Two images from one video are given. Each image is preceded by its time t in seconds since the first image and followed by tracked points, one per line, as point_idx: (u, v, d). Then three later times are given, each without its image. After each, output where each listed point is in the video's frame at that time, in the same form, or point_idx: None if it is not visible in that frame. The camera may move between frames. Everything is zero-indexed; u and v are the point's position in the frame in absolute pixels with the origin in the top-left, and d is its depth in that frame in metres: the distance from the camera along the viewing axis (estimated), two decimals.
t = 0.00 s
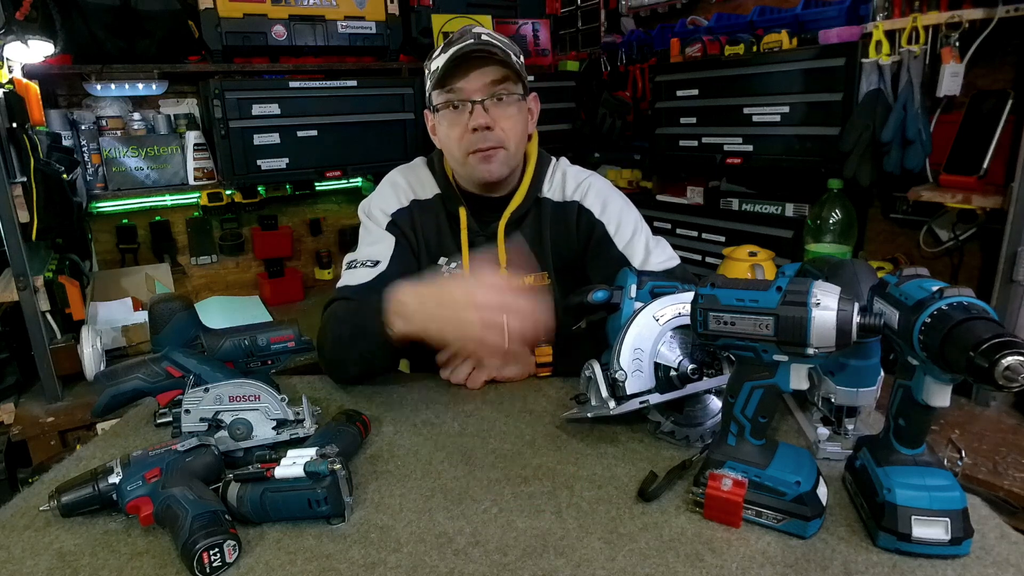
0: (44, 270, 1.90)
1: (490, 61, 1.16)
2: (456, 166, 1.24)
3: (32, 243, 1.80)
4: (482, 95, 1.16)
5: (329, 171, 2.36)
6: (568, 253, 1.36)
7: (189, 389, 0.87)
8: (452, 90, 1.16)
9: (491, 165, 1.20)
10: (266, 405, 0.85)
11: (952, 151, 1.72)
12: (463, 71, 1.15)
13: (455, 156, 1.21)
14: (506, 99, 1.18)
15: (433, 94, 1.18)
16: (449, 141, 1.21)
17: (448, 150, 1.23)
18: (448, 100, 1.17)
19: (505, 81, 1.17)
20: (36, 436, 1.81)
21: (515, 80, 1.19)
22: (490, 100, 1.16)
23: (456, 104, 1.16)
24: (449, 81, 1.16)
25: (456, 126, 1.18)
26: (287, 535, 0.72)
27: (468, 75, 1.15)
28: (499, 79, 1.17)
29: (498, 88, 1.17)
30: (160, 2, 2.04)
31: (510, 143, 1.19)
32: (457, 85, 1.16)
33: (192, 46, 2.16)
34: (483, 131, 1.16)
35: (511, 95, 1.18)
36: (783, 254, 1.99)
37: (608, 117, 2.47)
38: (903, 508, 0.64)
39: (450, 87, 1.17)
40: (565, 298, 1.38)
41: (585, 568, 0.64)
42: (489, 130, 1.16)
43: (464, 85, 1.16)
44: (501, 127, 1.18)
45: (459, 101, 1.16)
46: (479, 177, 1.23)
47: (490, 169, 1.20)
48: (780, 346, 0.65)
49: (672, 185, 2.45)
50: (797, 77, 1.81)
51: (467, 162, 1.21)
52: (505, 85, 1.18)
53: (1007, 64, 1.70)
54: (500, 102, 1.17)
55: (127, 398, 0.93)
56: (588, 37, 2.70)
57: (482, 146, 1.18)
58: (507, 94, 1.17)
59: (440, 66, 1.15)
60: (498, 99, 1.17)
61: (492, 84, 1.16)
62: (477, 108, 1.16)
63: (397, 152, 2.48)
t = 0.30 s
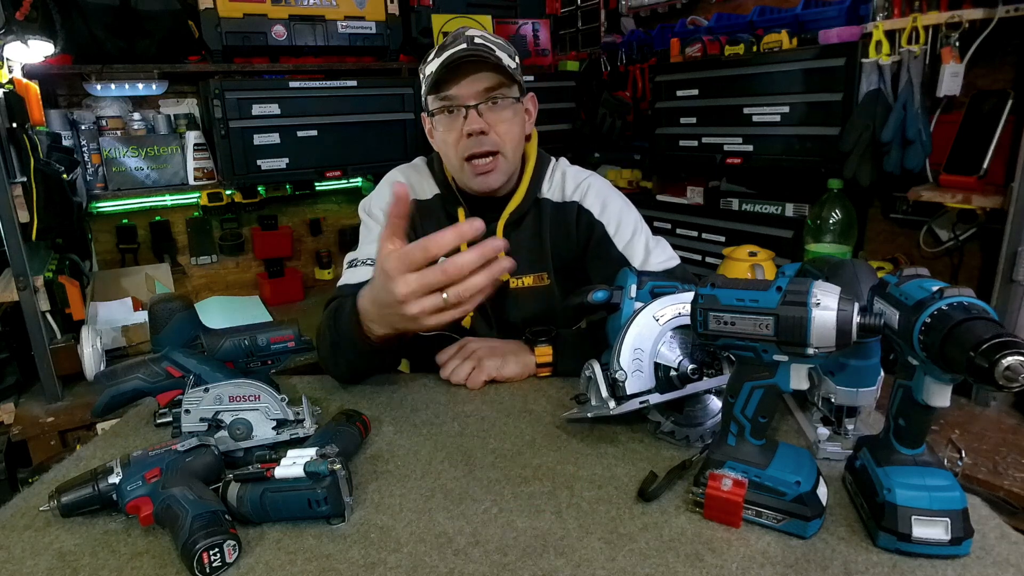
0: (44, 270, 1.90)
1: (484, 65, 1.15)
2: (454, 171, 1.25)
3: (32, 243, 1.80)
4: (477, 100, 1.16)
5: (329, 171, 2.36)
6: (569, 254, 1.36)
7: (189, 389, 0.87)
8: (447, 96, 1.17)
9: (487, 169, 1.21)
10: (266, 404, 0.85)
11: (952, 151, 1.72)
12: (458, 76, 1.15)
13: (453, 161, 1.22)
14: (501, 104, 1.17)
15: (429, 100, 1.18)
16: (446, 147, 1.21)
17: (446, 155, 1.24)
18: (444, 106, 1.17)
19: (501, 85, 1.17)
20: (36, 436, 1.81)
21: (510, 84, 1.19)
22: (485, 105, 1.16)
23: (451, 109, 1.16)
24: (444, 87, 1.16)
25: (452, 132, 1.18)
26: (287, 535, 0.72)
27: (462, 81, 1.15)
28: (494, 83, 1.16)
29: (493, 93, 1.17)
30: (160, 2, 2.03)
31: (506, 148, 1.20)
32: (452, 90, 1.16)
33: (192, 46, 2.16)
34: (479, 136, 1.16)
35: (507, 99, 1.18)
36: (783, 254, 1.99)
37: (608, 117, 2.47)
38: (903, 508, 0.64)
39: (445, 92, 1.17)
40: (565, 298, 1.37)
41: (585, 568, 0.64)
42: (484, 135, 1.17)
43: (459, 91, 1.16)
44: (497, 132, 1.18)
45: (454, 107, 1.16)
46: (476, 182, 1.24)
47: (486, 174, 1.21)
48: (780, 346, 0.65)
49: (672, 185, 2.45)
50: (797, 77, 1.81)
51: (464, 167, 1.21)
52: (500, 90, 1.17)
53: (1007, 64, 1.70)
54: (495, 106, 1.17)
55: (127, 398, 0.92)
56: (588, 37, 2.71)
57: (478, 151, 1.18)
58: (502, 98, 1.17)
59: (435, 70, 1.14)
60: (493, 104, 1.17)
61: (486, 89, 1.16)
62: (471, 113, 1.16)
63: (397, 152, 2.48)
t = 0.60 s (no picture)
0: (44, 270, 1.90)
1: (489, 59, 1.17)
2: (452, 165, 1.23)
3: (32, 243, 1.80)
4: (481, 92, 1.17)
5: (329, 171, 2.36)
6: (568, 255, 1.36)
7: (188, 388, 0.87)
8: (451, 87, 1.17)
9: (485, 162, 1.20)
10: (266, 404, 0.85)
11: (952, 151, 1.72)
12: (463, 67, 1.16)
13: (451, 153, 1.21)
14: (504, 98, 1.18)
15: (432, 91, 1.19)
16: (445, 138, 1.21)
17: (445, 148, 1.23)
18: (447, 96, 1.17)
19: (505, 81, 1.19)
20: (36, 436, 1.81)
21: (515, 81, 1.20)
22: (489, 98, 1.17)
23: (454, 99, 1.17)
24: (448, 78, 1.17)
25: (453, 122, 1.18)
26: (287, 535, 0.72)
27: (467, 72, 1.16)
28: (498, 77, 1.18)
29: (497, 87, 1.18)
30: (160, 2, 2.03)
31: (505, 141, 1.19)
32: (456, 82, 1.17)
33: (192, 46, 2.16)
34: (480, 126, 1.16)
35: (510, 94, 1.19)
36: (783, 254, 1.99)
37: (608, 117, 2.47)
38: (903, 508, 0.64)
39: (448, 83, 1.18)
40: (564, 299, 1.38)
41: (585, 568, 0.64)
42: (485, 126, 1.16)
43: (463, 82, 1.17)
44: (498, 125, 1.18)
45: (457, 97, 1.17)
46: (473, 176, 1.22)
47: (484, 164, 1.19)
48: (780, 346, 0.65)
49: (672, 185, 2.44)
50: (796, 77, 1.81)
51: (462, 159, 1.20)
52: (504, 85, 1.18)
53: (1007, 64, 1.70)
54: (498, 100, 1.18)
55: (127, 398, 0.93)
56: (588, 37, 2.71)
57: (478, 142, 1.17)
58: (505, 92, 1.18)
59: (440, 61, 1.16)
60: (496, 97, 1.18)
61: (490, 82, 1.17)
62: (475, 104, 1.16)
63: (397, 152, 2.48)
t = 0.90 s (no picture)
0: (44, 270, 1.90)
1: (502, 58, 1.17)
2: (460, 162, 1.23)
3: (32, 243, 1.80)
4: (492, 90, 1.17)
5: (329, 171, 2.36)
6: (571, 255, 1.36)
7: (189, 388, 0.87)
8: (463, 84, 1.17)
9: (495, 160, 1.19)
10: (266, 404, 0.85)
11: (952, 151, 1.72)
12: (475, 64, 1.16)
13: (461, 150, 1.20)
14: (516, 97, 1.19)
15: (443, 88, 1.19)
16: (455, 135, 1.20)
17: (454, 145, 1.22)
18: (458, 93, 1.18)
19: (516, 80, 1.19)
20: (36, 436, 1.81)
21: (526, 81, 1.21)
22: (501, 96, 1.17)
23: (465, 96, 1.17)
24: (460, 75, 1.17)
25: (464, 119, 1.18)
26: (287, 535, 0.72)
27: (480, 70, 1.17)
28: (510, 76, 1.18)
29: (509, 85, 1.18)
30: (160, 2, 2.03)
31: (517, 140, 1.19)
32: (468, 79, 1.17)
33: (192, 46, 2.16)
34: (491, 123, 1.16)
35: (521, 93, 1.19)
36: (783, 254, 1.99)
37: (608, 116, 2.47)
38: (903, 508, 0.64)
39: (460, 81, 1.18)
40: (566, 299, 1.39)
41: (585, 568, 0.64)
42: (497, 123, 1.16)
43: (476, 79, 1.17)
44: (510, 124, 1.18)
45: (469, 95, 1.17)
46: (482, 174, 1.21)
47: (494, 163, 1.18)
48: (780, 346, 0.65)
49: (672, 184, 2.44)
50: (796, 77, 1.81)
51: (471, 157, 1.19)
52: (515, 84, 1.19)
53: (1007, 64, 1.69)
54: (509, 98, 1.18)
55: (127, 398, 0.93)
56: (588, 37, 2.71)
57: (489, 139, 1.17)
58: (517, 91, 1.19)
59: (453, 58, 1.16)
60: (508, 96, 1.18)
61: (503, 81, 1.18)
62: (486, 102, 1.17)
63: (397, 153, 2.48)
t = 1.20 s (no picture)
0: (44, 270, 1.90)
1: (495, 53, 1.17)
2: (458, 160, 1.23)
3: (32, 243, 1.80)
4: (487, 85, 1.17)
5: (329, 171, 2.36)
6: (570, 253, 1.36)
7: (189, 388, 0.87)
8: (457, 81, 1.17)
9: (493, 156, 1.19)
10: (266, 405, 0.85)
11: (952, 151, 1.72)
12: (469, 61, 1.16)
13: (458, 148, 1.20)
14: (511, 91, 1.18)
15: (438, 86, 1.19)
16: (452, 133, 1.20)
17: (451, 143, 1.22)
18: (453, 91, 1.17)
19: (511, 74, 1.19)
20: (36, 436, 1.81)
21: (520, 74, 1.21)
22: (495, 91, 1.17)
23: (460, 94, 1.17)
24: (454, 72, 1.17)
25: (460, 117, 1.18)
26: (287, 535, 0.72)
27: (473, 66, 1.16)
28: (504, 71, 1.18)
29: (504, 81, 1.18)
30: (160, 2, 2.03)
31: (513, 135, 1.19)
32: (462, 76, 1.17)
33: (192, 46, 2.16)
34: (487, 119, 1.16)
35: (516, 87, 1.19)
36: (783, 254, 1.99)
37: (608, 116, 2.47)
38: (903, 508, 0.64)
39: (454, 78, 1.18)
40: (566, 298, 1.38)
41: (585, 568, 0.64)
42: (493, 119, 1.16)
43: (470, 76, 1.17)
44: (506, 119, 1.18)
45: (463, 92, 1.17)
46: (480, 171, 1.21)
47: (492, 158, 1.18)
48: (780, 346, 0.65)
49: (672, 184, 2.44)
50: (796, 76, 1.82)
51: (469, 154, 1.19)
52: (510, 78, 1.19)
53: (1007, 64, 1.69)
54: (504, 93, 1.18)
55: (127, 398, 0.93)
56: (587, 37, 2.71)
57: (486, 135, 1.17)
58: (512, 86, 1.18)
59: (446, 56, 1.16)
60: (503, 90, 1.18)
61: (497, 76, 1.17)
62: (481, 98, 1.16)
63: (396, 152, 2.48)
